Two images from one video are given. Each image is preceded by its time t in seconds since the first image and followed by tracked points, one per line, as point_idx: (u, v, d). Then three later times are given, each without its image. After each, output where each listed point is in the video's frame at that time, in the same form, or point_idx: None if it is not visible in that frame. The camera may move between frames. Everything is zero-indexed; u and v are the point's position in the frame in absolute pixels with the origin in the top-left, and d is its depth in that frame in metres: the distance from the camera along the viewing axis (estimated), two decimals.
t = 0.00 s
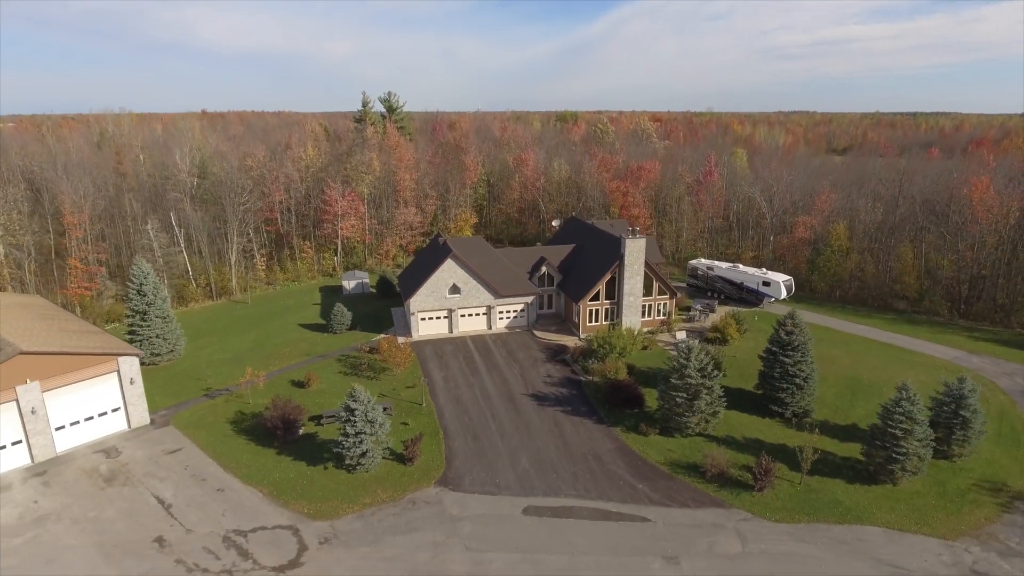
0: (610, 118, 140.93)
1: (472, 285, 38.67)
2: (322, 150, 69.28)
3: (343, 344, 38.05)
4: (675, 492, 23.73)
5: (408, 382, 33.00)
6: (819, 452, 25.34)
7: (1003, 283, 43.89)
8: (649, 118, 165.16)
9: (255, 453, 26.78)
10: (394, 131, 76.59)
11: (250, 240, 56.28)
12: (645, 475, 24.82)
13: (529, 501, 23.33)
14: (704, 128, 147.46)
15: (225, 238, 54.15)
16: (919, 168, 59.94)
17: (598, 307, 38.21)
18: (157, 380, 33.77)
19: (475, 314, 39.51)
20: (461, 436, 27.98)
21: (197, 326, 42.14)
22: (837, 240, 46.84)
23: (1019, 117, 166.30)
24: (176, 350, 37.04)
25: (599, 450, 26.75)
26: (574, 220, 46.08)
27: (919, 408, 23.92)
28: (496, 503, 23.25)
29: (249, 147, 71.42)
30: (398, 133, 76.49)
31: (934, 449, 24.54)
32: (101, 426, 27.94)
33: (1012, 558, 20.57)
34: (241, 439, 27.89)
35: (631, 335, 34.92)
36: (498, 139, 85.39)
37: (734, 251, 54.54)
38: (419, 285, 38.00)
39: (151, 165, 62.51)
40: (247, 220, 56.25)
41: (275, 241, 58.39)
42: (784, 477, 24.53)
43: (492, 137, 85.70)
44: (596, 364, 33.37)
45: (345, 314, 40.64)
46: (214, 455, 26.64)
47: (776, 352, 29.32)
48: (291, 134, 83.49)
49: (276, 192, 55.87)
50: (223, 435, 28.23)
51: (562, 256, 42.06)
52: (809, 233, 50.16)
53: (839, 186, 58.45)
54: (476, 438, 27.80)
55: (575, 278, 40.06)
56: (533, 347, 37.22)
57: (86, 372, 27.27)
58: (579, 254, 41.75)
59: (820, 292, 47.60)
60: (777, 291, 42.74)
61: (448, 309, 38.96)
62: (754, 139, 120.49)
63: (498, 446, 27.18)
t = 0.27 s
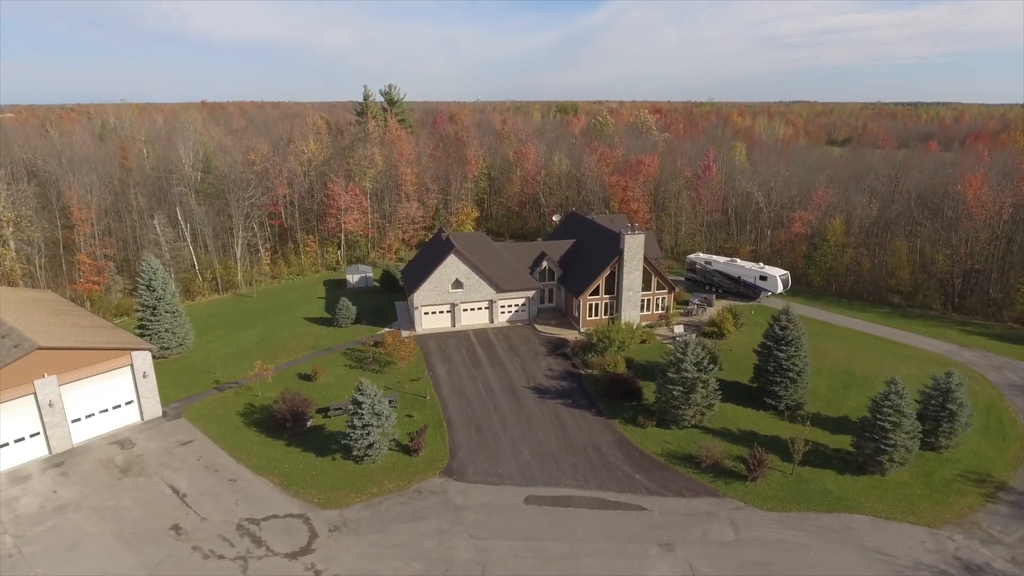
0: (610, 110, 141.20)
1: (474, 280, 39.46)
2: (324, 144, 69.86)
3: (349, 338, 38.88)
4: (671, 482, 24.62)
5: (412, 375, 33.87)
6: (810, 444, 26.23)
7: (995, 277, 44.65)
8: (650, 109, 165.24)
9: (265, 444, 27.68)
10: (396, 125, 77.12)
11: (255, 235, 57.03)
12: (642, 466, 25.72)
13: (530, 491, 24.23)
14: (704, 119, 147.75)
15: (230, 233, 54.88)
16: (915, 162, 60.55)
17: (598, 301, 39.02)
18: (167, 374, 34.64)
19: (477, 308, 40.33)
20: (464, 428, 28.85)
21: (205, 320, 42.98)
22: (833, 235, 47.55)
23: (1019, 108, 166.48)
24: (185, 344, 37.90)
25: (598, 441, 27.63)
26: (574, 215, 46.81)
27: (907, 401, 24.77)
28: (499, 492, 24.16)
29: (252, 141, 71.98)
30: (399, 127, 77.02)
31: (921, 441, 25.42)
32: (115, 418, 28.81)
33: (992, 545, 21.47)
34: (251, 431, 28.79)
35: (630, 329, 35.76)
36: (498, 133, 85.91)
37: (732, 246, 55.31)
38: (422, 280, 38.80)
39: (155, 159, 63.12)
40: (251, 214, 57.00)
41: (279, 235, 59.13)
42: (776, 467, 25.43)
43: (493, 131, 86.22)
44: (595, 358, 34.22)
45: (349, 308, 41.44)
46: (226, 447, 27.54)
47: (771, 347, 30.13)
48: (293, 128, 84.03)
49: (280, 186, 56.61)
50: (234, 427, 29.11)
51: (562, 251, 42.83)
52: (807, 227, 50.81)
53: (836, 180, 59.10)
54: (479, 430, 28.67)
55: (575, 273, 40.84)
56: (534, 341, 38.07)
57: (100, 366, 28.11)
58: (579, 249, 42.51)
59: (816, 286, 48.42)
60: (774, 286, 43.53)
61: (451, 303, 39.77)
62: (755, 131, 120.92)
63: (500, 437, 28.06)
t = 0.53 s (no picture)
0: (611, 103, 141.50)
1: (476, 276, 40.21)
2: (327, 139, 70.43)
3: (354, 333, 39.69)
4: (669, 474, 25.50)
5: (416, 369, 34.71)
6: (803, 437, 27.09)
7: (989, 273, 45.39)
8: (651, 101, 165.20)
9: (275, 437, 28.53)
10: (398, 121, 77.68)
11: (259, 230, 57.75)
12: (641, 458, 26.59)
13: (533, 482, 25.10)
14: (705, 112, 147.90)
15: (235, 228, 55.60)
16: (913, 158, 61.16)
17: (598, 297, 39.80)
18: (177, 368, 35.47)
19: (480, 304, 41.12)
20: (468, 421, 29.70)
21: (212, 315, 43.79)
22: (830, 231, 48.27)
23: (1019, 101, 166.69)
24: (194, 339, 38.71)
25: (598, 434, 28.48)
26: (574, 212, 47.53)
27: (897, 396, 25.60)
28: (502, 484, 25.04)
29: (255, 137, 72.55)
30: (401, 122, 77.58)
31: (911, 434, 26.27)
32: (129, 412, 29.66)
33: (977, 534, 22.34)
34: (261, 424, 29.66)
35: (629, 324, 36.58)
36: (499, 127, 86.45)
37: (731, 242, 56.03)
38: (426, 277, 39.56)
39: (160, 155, 63.74)
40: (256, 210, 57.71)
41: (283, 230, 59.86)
42: (770, 460, 26.29)
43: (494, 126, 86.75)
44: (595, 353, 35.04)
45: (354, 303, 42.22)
46: (237, 439, 28.41)
47: (766, 342, 30.94)
48: (296, 122, 84.59)
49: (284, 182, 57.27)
50: (244, 420, 29.95)
51: (563, 248, 43.56)
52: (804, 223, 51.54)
53: (834, 177, 59.75)
54: (482, 424, 29.52)
55: (575, 269, 41.59)
56: (535, 336, 38.88)
57: (114, 361, 28.92)
58: (580, 246, 43.24)
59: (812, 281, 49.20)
60: (771, 282, 44.28)
61: (454, 299, 40.56)
62: (755, 125, 121.32)
63: (503, 431, 28.91)
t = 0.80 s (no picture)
0: (611, 97, 141.77)
1: (478, 273, 40.97)
2: (329, 135, 71.04)
3: (359, 329, 40.50)
4: (666, 466, 26.37)
5: (420, 364, 35.54)
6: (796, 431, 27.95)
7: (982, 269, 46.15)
8: (651, 94, 165.36)
9: (284, 431, 29.40)
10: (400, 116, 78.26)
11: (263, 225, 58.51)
12: (639, 451, 27.46)
13: (534, 475, 25.98)
14: (706, 105, 148.21)
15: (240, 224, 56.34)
16: (909, 155, 61.80)
17: (597, 293, 40.59)
18: (186, 363, 36.31)
19: (482, 300, 41.91)
20: (471, 416, 30.55)
21: (219, 311, 44.60)
22: (826, 228, 49.00)
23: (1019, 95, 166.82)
24: (202, 335, 39.53)
25: (598, 428, 29.33)
26: (575, 209, 48.25)
27: (887, 392, 26.43)
28: (505, 476, 25.91)
29: (258, 132, 73.15)
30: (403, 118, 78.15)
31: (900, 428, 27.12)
32: (141, 406, 30.51)
33: (961, 525, 23.22)
34: (270, 418, 30.51)
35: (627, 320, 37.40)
36: (500, 123, 87.02)
37: (729, 238, 56.79)
38: (429, 273, 40.32)
39: (165, 151, 64.39)
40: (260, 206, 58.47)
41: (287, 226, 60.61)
42: (764, 453, 27.16)
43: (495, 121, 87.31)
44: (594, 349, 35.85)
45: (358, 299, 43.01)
46: (247, 433, 29.27)
47: (761, 339, 31.74)
48: (298, 117, 85.17)
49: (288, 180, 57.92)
50: (253, 415, 30.80)
51: (563, 245, 44.31)
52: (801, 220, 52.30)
53: (831, 173, 60.42)
54: (485, 418, 30.38)
55: (576, 266, 42.34)
56: (536, 332, 39.69)
57: (127, 358, 29.73)
58: (580, 243, 43.97)
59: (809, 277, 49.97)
60: (767, 278, 45.05)
61: (457, 295, 41.35)
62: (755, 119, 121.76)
63: (505, 425, 29.76)
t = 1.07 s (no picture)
0: (613, 91, 142.03)
1: (481, 270, 41.74)
2: (332, 131, 71.65)
3: (363, 325, 41.32)
4: (663, 459, 27.24)
5: (424, 360, 36.37)
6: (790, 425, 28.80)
7: (976, 266, 46.91)
8: (652, 88, 165.44)
9: (293, 424, 30.27)
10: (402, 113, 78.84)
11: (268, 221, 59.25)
12: (637, 445, 28.33)
13: (536, 467, 26.85)
14: (707, 99, 148.35)
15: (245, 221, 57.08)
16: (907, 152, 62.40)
17: (598, 290, 41.38)
18: (196, 359, 37.16)
19: (484, 296, 42.71)
20: (474, 410, 31.40)
21: (226, 307, 45.42)
22: (823, 225, 49.71)
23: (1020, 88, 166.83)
24: (210, 331, 40.36)
25: (597, 422, 30.20)
26: (575, 206, 48.98)
27: (877, 387, 27.27)
28: (507, 469, 26.78)
29: (262, 128, 73.76)
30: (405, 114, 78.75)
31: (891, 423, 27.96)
32: (154, 401, 31.37)
33: (948, 516, 24.08)
34: (278, 412, 31.38)
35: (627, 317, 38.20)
36: (502, 118, 87.57)
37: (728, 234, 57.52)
38: (433, 270, 41.10)
39: (170, 148, 65.06)
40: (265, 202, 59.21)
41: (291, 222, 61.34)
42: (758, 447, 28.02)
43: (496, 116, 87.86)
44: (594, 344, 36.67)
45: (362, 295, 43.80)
46: (257, 427, 30.14)
47: (757, 335, 32.54)
48: (301, 113, 85.76)
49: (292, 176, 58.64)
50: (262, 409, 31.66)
51: (564, 242, 45.06)
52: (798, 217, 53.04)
53: (829, 170, 61.05)
54: (488, 412, 31.24)
55: (576, 263, 43.12)
56: (538, 328, 40.51)
57: (140, 354, 30.56)
58: (580, 240, 44.73)
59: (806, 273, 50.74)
60: (764, 274, 45.81)
61: (460, 292, 42.14)
62: (756, 114, 122.07)
63: (507, 419, 30.61)
